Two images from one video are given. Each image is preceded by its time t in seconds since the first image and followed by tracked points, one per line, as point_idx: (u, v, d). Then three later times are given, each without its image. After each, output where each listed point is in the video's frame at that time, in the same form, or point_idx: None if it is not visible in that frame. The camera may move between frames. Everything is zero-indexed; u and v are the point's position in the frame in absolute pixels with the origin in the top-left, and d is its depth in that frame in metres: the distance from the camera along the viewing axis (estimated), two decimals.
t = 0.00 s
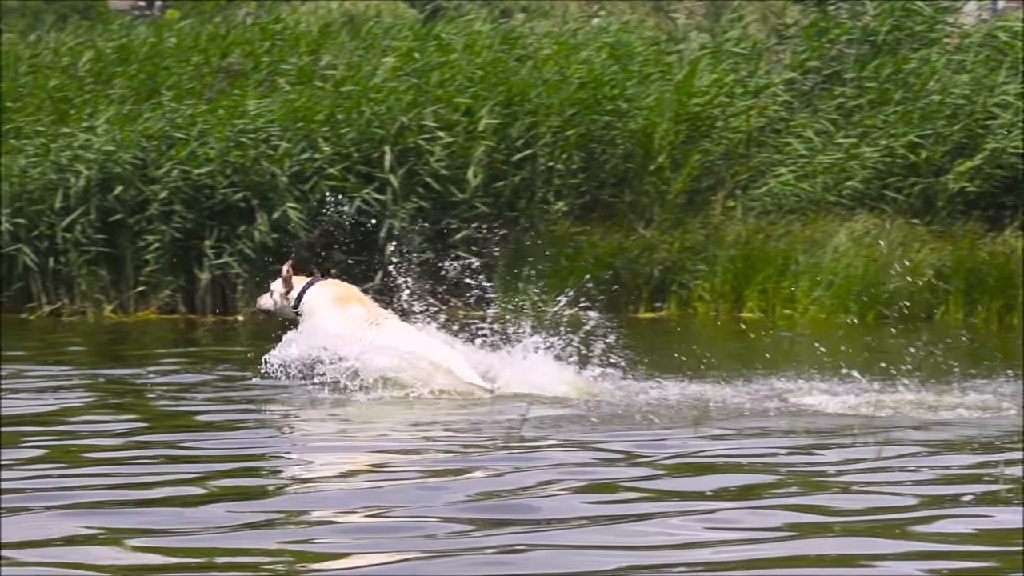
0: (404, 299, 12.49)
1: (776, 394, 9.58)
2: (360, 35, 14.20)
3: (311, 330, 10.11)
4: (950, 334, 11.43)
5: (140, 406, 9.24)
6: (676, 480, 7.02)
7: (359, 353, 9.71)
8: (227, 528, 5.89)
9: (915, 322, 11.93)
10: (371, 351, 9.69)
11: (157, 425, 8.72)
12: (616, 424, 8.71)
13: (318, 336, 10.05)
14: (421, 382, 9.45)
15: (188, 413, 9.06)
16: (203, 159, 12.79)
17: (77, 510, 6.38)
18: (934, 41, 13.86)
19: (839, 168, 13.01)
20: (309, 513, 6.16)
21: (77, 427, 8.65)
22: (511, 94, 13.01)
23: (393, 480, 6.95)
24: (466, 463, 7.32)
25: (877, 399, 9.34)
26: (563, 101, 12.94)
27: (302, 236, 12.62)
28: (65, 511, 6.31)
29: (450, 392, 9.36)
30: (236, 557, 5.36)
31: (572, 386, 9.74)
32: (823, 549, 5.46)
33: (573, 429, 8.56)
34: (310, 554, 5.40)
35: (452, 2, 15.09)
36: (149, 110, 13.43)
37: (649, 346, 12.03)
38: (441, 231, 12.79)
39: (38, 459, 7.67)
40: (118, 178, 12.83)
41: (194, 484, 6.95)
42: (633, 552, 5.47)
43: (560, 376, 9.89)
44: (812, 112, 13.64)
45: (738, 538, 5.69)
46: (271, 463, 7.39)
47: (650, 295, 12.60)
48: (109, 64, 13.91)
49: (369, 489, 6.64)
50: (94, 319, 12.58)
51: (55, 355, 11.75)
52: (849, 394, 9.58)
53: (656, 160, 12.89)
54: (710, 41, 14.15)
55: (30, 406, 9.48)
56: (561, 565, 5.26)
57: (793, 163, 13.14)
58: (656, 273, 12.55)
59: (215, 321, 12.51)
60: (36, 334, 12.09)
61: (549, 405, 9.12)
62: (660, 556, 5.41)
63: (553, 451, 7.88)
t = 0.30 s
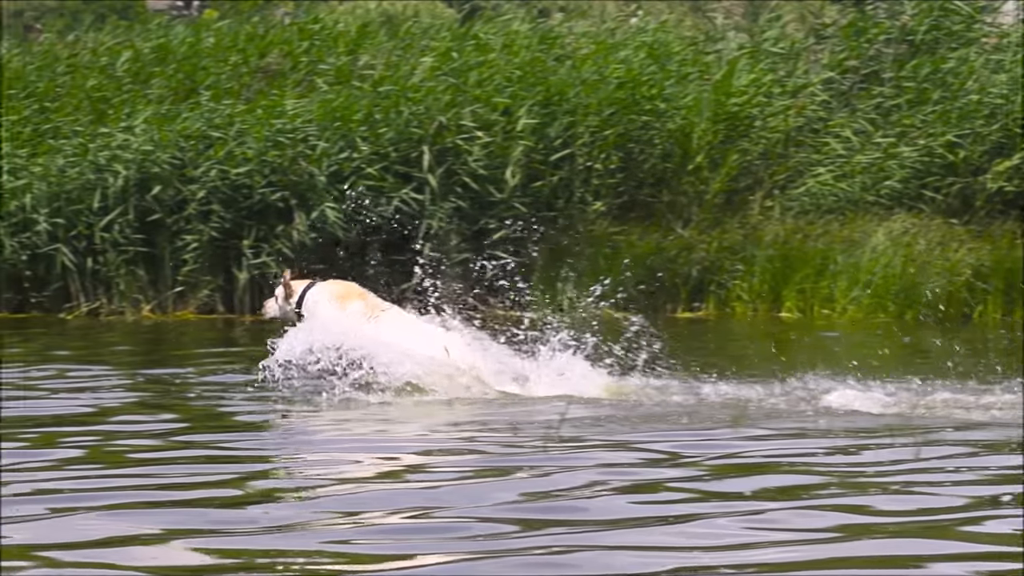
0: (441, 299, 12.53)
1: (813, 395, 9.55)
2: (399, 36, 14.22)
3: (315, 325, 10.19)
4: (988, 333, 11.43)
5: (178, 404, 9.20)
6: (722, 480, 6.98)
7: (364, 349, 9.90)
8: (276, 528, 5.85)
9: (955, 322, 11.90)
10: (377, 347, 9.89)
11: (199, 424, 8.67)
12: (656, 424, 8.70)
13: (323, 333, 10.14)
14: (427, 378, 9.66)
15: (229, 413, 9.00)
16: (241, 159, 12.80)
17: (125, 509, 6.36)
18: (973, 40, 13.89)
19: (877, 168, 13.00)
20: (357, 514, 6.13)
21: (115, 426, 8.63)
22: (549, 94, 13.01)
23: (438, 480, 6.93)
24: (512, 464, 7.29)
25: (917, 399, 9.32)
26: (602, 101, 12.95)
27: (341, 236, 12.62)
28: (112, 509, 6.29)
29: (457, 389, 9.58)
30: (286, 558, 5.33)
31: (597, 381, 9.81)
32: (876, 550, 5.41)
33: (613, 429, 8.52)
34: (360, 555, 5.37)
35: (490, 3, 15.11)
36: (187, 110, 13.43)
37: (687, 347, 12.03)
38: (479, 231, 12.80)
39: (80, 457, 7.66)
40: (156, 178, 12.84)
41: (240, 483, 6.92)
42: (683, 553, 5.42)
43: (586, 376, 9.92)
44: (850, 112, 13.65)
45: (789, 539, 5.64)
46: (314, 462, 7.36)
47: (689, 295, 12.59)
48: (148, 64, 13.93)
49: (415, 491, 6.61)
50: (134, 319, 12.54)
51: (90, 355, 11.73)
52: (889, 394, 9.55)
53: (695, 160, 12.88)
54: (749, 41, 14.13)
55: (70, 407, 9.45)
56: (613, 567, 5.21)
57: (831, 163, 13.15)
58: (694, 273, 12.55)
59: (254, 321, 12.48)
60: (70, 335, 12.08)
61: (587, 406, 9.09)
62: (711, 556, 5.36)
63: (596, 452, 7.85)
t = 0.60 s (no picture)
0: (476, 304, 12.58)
1: (842, 394, 9.53)
2: (431, 36, 14.19)
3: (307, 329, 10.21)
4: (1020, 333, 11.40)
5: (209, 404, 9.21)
6: (758, 481, 6.95)
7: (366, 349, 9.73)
8: (312, 529, 5.85)
9: (987, 321, 11.89)
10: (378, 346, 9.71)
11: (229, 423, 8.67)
12: (688, 424, 8.67)
13: (319, 336, 10.17)
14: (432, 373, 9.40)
15: (260, 413, 9.01)
16: (273, 159, 12.82)
17: (163, 509, 6.37)
18: (1006, 40, 13.78)
19: (910, 168, 12.99)
20: (394, 514, 6.12)
21: (145, 426, 8.65)
22: (581, 94, 12.99)
23: (473, 480, 6.91)
24: (548, 465, 7.27)
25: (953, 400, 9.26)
26: (634, 101, 12.93)
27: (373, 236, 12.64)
28: (150, 509, 6.30)
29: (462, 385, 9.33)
30: (322, 559, 5.32)
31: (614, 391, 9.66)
32: (916, 552, 5.37)
33: (645, 430, 8.50)
34: (395, 556, 5.36)
35: (523, 2, 15.11)
36: (219, 110, 13.41)
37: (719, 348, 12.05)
38: (511, 231, 12.82)
39: (115, 457, 7.68)
40: (188, 178, 12.82)
41: (276, 483, 6.93)
42: (720, 554, 5.40)
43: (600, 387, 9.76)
44: (883, 111, 13.65)
45: (827, 541, 5.60)
46: (349, 462, 7.36)
47: (721, 295, 12.59)
48: (180, 64, 13.92)
49: (450, 492, 6.60)
50: (166, 318, 12.57)
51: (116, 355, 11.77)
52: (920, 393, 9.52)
53: (727, 160, 12.84)
54: (781, 41, 14.11)
55: (104, 407, 9.46)
56: (650, 569, 5.19)
57: (864, 163, 13.15)
58: (726, 273, 12.56)
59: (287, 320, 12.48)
60: (98, 335, 12.09)
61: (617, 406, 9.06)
62: (748, 557, 5.33)
63: (631, 452, 7.82)
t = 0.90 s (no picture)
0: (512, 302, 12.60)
1: (875, 394, 9.54)
2: (466, 36, 14.19)
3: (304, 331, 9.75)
4: None
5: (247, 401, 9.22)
6: (803, 482, 6.96)
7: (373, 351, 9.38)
8: (365, 530, 5.87)
9: None
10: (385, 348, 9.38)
11: (268, 420, 8.67)
12: (725, 424, 8.67)
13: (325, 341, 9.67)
14: (444, 372, 9.18)
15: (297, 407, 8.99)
16: (309, 159, 12.81)
17: (213, 509, 6.39)
18: None
19: (945, 168, 13.03)
20: (444, 514, 6.14)
21: (185, 425, 8.67)
22: (617, 94, 13.01)
23: (518, 481, 6.92)
24: (592, 466, 7.28)
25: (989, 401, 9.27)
26: (670, 101, 12.93)
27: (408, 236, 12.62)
28: (196, 509, 6.32)
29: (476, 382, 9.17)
30: (379, 559, 5.35)
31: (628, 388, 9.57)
32: (969, 553, 5.40)
33: (683, 431, 8.51)
34: (450, 557, 5.38)
35: (559, 3, 15.13)
36: (255, 110, 13.41)
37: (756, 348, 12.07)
38: (547, 231, 12.80)
39: (159, 457, 7.70)
40: (224, 178, 12.83)
41: (323, 482, 6.94)
42: (769, 556, 5.40)
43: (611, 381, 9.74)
44: (919, 111, 13.69)
45: (879, 541, 5.63)
46: (393, 462, 7.38)
47: (757, 294, 12.59)
48: (215, 64, 13.91)
49: (496, 492, 6.61)
50: (202, 318, 12.56)
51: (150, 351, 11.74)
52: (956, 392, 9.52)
53: (763, 160, 12.84)
54: (816, 41, 14.12)
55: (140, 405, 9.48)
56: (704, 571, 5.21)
57: (899, 163, 13.17)
58: (763, 273, 12.55)
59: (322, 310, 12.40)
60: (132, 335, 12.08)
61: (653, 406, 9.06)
62: (796, 560, 5.34)
63: (672, 453, 7.83)
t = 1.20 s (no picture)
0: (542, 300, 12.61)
1: (903, 395, 9.57)
2: (498, 36, 14.18)
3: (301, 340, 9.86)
4: None
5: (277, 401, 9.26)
6: (837, 483, 6.97)
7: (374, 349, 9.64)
8: (402, 530, 5.90)
9: None
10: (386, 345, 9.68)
11: (300, 421, 8.71)
12: (756, 425, 8.70)
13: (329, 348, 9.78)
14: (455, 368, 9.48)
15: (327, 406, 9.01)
16: (339, 159, 12.82)
17: (251, 508, 6.43)
18: None
19: (976, 167, 13.04)
20: (481, 515, 6.17)
21: (215, 424, 8.71)
22: (648, 94, 13.01)
23: (552, 481, 6.95)
24: (626, 467, 7.31)
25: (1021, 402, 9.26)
26: (700, 100, 12.93)
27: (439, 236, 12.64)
28: (236, 509, 6.36)
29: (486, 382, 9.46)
30: (417, 560, 5.38)
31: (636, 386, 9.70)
32: (1005, 554, 5.40)
33: (713, 432, 8.52)
34: (488, 557, 5.41)
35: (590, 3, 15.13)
36: (286, 110, 13.43)
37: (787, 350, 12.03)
38: (578, 231, 12.80)
39: (194, 456, 7.74)
40: (255, 178, 12.82)
41: (358, 482, 6.97)
42: (808, 557, 5.43)
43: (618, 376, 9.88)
44: (949, 110, 13.69)
45: (916, 542, 5.64)
46: (427, 463, 7.41)
47: (787, 294, 12.56)
48: (246, 63, 13.92)
49: (531, 492, 6.64)
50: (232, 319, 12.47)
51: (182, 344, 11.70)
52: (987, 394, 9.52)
53: (794, 160, 12.84)
54: (847, 41, 14.11)
55: (171, 403, 9.51)
56: (741, 572, 5.23)
57: (929, 163, 13.16)
58: (793, 273, 12.53)
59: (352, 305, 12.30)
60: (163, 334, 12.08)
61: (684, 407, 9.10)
62: (835, 561, 5.36)
63: (704, 453, 7.85)
